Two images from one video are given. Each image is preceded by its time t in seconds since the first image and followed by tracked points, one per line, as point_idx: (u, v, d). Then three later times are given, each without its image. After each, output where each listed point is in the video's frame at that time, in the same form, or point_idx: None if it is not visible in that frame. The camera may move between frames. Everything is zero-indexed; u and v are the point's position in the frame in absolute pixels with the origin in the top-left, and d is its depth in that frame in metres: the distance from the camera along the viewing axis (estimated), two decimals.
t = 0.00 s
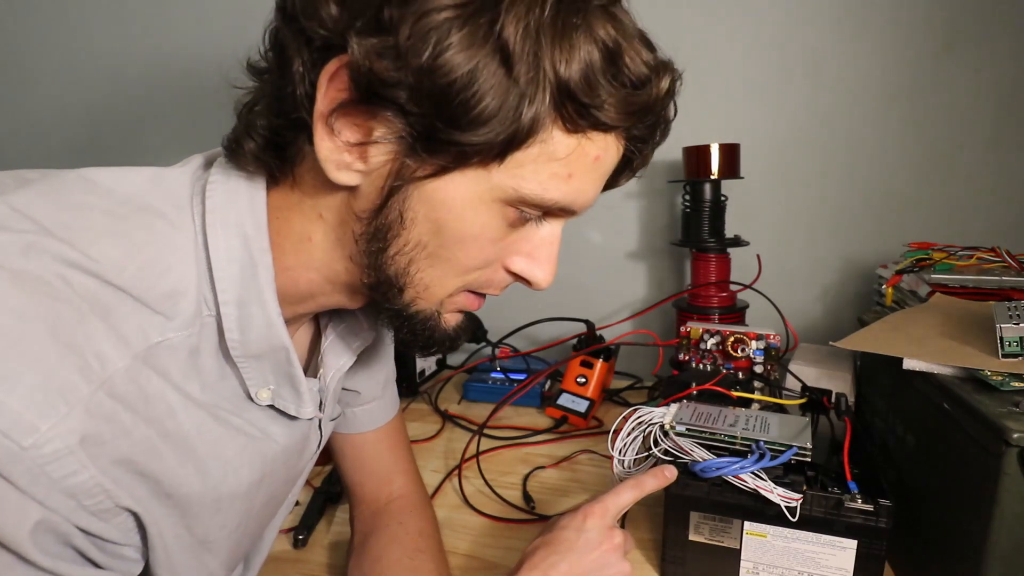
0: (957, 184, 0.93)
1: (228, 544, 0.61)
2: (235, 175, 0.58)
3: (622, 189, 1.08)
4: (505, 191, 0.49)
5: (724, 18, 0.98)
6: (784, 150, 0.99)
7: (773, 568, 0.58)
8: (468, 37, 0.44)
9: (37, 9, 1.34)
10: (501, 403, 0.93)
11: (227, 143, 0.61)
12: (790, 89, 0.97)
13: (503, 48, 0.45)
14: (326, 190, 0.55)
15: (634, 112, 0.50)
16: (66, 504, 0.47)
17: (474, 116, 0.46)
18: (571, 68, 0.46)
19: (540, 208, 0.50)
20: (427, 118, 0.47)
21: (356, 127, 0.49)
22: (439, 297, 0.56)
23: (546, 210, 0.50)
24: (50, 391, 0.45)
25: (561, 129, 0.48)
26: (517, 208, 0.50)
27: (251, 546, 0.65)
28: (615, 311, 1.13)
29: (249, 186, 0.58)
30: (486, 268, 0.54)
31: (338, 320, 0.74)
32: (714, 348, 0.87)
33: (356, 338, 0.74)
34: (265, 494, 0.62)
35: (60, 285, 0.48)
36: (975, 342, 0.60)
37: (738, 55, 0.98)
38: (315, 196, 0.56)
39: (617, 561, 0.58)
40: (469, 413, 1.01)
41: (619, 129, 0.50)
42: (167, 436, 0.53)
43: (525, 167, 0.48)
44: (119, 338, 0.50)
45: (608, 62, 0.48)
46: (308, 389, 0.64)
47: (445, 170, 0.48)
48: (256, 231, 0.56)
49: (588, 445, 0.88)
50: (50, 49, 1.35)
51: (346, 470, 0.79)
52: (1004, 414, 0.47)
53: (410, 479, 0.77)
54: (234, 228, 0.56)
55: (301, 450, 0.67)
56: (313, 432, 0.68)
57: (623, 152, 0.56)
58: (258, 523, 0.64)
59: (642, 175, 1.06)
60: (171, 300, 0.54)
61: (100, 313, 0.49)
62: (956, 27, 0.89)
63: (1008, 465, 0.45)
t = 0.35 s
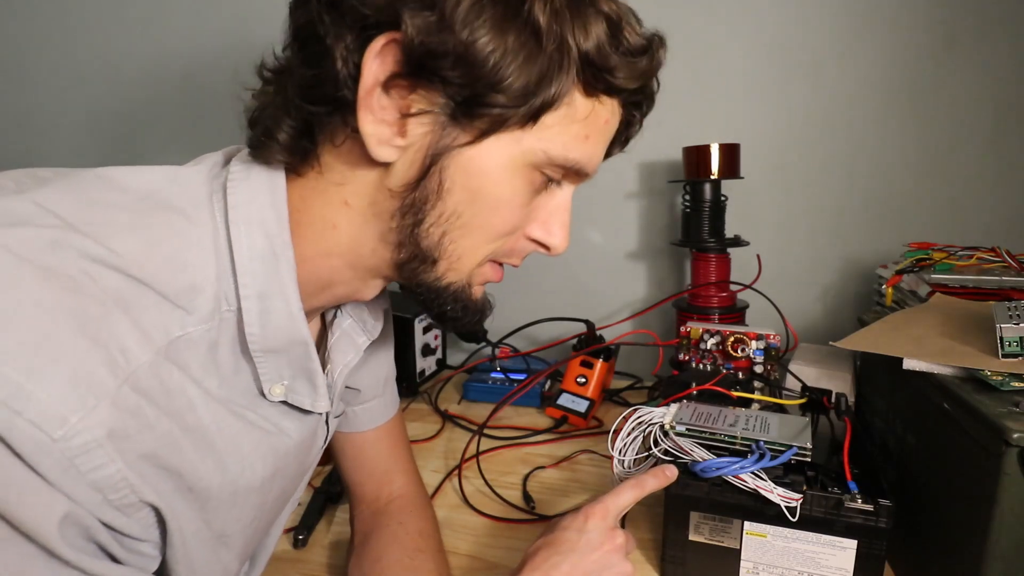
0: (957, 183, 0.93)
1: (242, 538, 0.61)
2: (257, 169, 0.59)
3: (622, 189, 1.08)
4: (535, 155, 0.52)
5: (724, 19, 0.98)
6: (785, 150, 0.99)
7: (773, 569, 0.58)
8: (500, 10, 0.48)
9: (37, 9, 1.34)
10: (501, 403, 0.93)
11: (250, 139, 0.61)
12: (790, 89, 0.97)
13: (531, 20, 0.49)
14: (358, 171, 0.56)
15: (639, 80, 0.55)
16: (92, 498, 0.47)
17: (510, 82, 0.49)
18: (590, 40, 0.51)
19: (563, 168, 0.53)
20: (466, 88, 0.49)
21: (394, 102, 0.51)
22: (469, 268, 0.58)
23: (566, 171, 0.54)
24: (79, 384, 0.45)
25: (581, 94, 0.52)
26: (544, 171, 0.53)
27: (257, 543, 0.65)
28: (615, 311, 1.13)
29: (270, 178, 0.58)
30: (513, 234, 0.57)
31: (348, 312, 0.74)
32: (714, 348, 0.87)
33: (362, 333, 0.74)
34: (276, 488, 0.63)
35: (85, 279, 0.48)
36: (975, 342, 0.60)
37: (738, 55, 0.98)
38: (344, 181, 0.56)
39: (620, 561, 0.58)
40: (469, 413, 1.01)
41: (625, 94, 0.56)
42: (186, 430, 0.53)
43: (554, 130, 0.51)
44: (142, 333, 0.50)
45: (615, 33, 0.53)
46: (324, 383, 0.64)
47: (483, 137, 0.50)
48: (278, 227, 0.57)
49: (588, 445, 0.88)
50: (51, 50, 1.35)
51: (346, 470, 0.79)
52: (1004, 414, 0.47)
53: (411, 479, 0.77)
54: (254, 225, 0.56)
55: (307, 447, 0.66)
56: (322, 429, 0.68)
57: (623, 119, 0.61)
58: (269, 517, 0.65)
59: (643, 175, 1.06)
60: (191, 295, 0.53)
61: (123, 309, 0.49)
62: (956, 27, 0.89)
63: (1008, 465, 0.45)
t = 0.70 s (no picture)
0: (958, 183, 0.93)
1: (280, 515, 0.62)
2: (282, 159, 0.60)
3: (622, 189, 1.08)
4: (529, 120, 0.56)
5: (724, 19, 0.98)
6: (785, 150, 0.99)
7: (773, 569, 0.58)
8: None
9: (36, 9, 1.34)
10: (501, 402, 0.93)
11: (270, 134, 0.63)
12: (790, 89, 0.97)
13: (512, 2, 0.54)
14: (374, 150, 0.58)
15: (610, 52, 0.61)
16: (171, 470, 0.48)
17: (498, 55, 0.54)
18: (565, 17, 0.56)
19: (552, 132, 0.58)
20: (466, 64, 0.54)
21: (402, 83, 0.55)
22: (477, 234, 0.62)
23: (556, 134, 0.59)
24: (163, 360, 0.46)
25: (561, 64, 0.57)
26: (536, 136, 0.58)
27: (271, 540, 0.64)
28: (615, 311, 1.13)
29: (296, 166, 0.59)
30: (514, 200, 0.61)
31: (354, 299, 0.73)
32: (714, 348, 0.87)
33: (370, 320, 0.73)
34: (304, 466, 0.65)
35: (159, 265, 0.48)
36: (976, 342, 0.60)
37: (738, 55, 0.98)
38: (361, 165, 0.59)
39: (623, 556, 0.58)
40: (469, 413, 1.01)
41: (598, 66, 0.61)
42: (242, 407, 0.54)
43: (541, 97, 0.56)
44: (206, 314, 0.51)
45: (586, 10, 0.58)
46: (351, 360, 0.63)
47: (483, 107, 0.55)
48: (312, 213, 0.58)
49: (588, 445, 0.88)
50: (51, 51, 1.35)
51: (346, 469, 0.79)
52: (1004, 414, 0.47)
53: (410, 477, 0.77)
54: (292, 212, 0.57)
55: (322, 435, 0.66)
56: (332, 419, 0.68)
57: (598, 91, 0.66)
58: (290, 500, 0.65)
59: (643, 175, 1.06)
60: (240, 278, 0.54)
61: (189, 292, 0.50)
62: (956, 27, 0.89)
63: (1008, 465, 0.45)
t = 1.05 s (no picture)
0: (958, 183, 0.93)
1: (290, 503, 0.63)
2: (286, 154, 0.59)
3: (622, 189, 1.08)
4: (523, 117, 0.56)
5: (725, 19, 0.98)
6: (784, 150, 0.99)
7: (773, 569, 0.58)
8: None
9: (35, 9, 1.34)
10: (501, 402, 0.93)
11: (275, 130, 0.63)
12: (790, 89, 0.97)
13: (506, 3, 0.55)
14: (374, 144, 0.58)
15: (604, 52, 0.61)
16: (193, 454, 0.47)
17: (491, 53, 0.54)
18: (559, 17, 0.56)
19: (546, 129, 0.58)
20: (461, 60, 0.54)
21: (399, 79, 0.55)
22: (474, 228, 0.61)
23: (551, 131, 0.58)
24: (185, 346, 0.46)
25: (554, 62, 0.57)
26: (531, 133, 0.58)
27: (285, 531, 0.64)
28: (615, 310, 1.13)
29: (300, 160, 0.59)
30: (510, 196, 0.60)
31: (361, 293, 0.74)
32: (714, 348, 0.87)
33: (372, 315, 0.74)
34: (313, 457, 0.65)
35: (179, 255, 0.48)
36: (976, 341, 0.60)
37: (738, 55, 0.98)
38: (361, 160, 0.59)
39: (624, 559, 0.58)
40: (469, 413, 1.01)
41: (592, 66, 0.61)
42: (258, 395, 0.54)
43: (533, 94, 0.56)
44: (223, 304, 0.51)
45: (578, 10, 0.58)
46: (357, 350, 0.63)
47: (478, 102, 0.55)
48: (318, 206, 0.58)
49: (588, 445, 0.88)
50: (51, 51, 1.35)
51: (346, 469, 0.79)
52: (1004, 414, 0.47)
53: (410, 476, 0.77)
54: (300, 207, 0.57)
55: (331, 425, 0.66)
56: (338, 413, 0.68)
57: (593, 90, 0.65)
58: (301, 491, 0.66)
59: (643, 175, 1.06)
60: (253, 270, 0.54)
61: (206, 282, 0.50)
62: (956, 27, 0.89)
63: (1008, 465, 0.45)
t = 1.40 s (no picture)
0: (958, 183, 0.93)
1: (289, 503, 0.62)
2: (286, 155, 0.60)
3: (622, 189, 1.08)
4: (523, 120, 0.56)
5: (725, 19, 0.98)
6: (784, 150, 0.99)
7: (773, 569, 0.58)
8: None
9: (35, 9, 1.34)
10: (501, 402, 0.93)
11: (275, 131, 0.63)
12: (790, 89, 0.97)
13: (508, 6, 0.55)
14: (371, 144, 0.58)
15: (607, 55, 0.61)
16: (185, 453, 0.47)
17: (492, 57, 0.54)
18: (561, 21, 0.56)
19: (545, 133, 0.58)
20: (461, 62, 0.54)
21: (399, 80, 0.56)
22: (469, 229, 0.61)
23: (550, 135, 0.58)
24: (176, 346, 0.46)
25: (555, 66, 0.57)
26: (530, 136, 0.58)
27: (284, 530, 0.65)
28: (615, 310, 1.13)
29: (300, 163, 0.59)
30: (508, 198, 0.60)
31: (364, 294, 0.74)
32: (714, 348, 0.87)
33: (374, 315, 0.74)
34: (312, 458, 0.65)
35: (171, 257, 0.48)
36: (977, 342, 0.60)
37: (738, 55, 0.98)
38: (359, 161, 0.59)
39: (623, 558, 0.58)
40: (469, 413, 1.01)
41: (594, 69, 0.61)
42: (254, 394, 0.54)
43: (534, 98, 0.56)
44: (217, 305, 0.50)
45: (580, 14, 0.58)
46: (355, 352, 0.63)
47: (478, 105, 0.55)
48: (317, 209, 0.58)
49: (588, 445, 0.88)
50: (52, 52, 1.35)
51: (346, 469, 0.79)
52: (1004, 414, 0.47)
53: (410, 476, 0.77)
54: (298, 208, 0.57)
55: (329, 424, 0.65)
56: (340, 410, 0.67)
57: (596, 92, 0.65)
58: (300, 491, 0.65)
59: (643, 175, 1.06)
60: (248, 270, 0.54)
61: (199, 283, 0.50)
62: (956, 27, 0.89)
63: (1009, 465, 0.45)
